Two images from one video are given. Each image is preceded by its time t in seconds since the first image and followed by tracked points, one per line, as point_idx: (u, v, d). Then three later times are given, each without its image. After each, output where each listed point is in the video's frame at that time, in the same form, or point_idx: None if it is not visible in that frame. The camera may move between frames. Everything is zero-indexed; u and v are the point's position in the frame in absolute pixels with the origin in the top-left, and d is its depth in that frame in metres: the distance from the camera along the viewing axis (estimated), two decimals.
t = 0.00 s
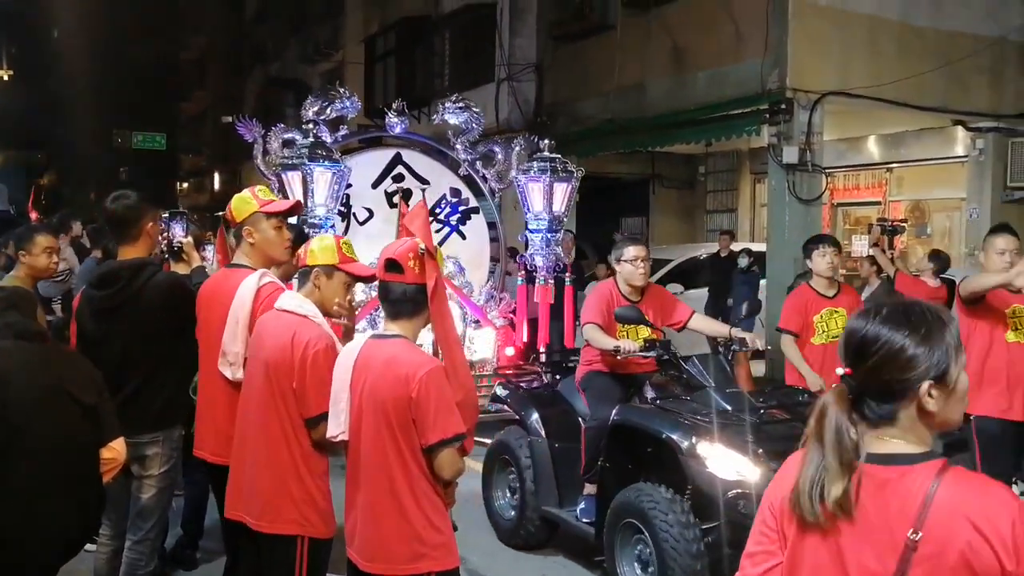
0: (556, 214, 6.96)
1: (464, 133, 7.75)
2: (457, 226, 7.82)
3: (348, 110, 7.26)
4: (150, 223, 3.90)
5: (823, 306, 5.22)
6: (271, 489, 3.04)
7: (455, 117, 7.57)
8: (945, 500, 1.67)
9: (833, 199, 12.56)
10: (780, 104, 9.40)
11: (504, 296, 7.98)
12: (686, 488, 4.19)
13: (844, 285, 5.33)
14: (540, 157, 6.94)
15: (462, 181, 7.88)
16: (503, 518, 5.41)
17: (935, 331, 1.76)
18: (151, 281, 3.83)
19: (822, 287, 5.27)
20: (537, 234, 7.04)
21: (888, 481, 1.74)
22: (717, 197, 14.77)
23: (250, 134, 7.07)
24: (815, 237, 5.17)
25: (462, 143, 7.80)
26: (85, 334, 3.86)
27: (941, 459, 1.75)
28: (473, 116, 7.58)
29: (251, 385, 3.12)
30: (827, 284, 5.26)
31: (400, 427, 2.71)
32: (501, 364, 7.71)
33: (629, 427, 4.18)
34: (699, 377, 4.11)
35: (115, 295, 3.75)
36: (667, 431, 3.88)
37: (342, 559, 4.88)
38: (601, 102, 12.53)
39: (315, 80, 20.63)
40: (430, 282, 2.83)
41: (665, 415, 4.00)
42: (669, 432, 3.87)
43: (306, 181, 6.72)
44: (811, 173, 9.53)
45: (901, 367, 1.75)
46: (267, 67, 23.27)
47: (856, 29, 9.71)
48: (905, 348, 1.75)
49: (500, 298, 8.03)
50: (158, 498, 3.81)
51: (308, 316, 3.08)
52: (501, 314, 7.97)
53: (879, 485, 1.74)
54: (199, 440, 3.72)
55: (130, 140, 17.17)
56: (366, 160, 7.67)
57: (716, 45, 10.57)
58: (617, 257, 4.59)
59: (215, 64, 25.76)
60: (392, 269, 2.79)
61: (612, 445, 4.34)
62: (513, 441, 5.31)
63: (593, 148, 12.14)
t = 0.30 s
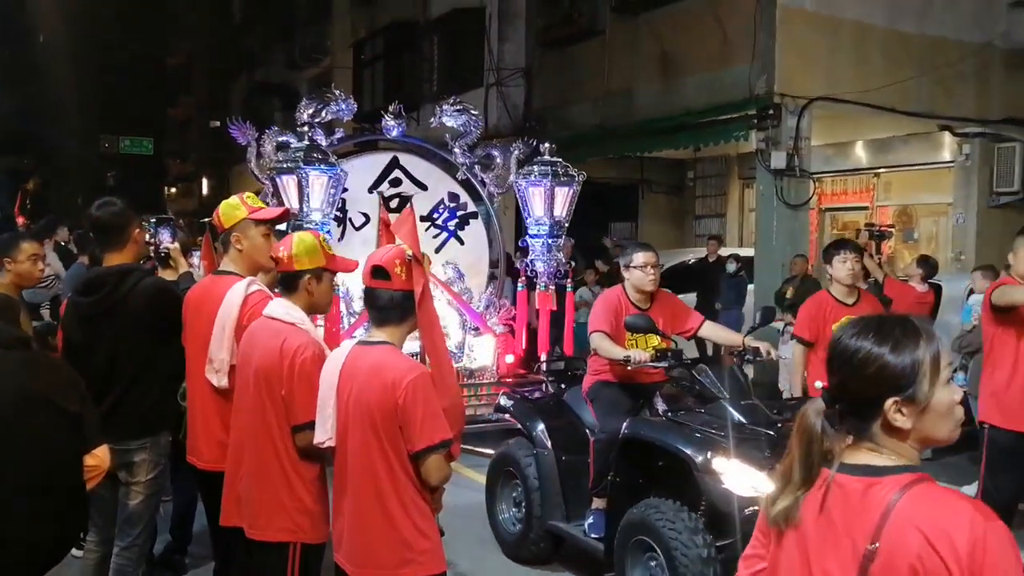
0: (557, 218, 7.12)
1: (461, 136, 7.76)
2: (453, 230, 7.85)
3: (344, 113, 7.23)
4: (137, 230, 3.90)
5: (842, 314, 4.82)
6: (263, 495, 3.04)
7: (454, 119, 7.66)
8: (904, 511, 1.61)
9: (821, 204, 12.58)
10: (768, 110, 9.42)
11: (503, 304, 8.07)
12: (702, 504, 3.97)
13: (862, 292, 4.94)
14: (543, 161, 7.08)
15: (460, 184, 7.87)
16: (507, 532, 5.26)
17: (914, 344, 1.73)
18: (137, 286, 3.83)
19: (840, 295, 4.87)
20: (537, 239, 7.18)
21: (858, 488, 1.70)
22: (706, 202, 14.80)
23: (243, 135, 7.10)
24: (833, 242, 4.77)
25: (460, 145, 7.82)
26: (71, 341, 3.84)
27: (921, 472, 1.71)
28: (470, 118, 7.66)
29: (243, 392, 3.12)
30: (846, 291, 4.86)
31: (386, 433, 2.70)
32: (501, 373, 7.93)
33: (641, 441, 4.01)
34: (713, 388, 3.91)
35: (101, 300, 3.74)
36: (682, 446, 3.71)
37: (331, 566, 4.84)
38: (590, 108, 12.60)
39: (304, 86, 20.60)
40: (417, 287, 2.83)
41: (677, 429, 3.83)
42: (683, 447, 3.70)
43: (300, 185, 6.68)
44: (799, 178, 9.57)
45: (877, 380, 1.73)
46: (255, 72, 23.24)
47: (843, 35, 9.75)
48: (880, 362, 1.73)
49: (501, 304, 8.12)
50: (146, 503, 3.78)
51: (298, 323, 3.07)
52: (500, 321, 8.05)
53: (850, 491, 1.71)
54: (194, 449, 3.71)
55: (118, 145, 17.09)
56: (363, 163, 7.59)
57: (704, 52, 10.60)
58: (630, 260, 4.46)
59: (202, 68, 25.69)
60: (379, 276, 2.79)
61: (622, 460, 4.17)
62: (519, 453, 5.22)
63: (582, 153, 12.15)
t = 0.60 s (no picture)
0: (560, 221, 7.07)
1: (460, 137, 7.65)
2: (452, 233, 7.77)
3: (340, 112, 7.07)
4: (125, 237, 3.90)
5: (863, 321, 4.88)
6: (254, 502, 3.03)
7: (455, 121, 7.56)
8: (845, 512, 1.65)
9: (809, 207, 12.66)
10: (756, 113, 9.44)
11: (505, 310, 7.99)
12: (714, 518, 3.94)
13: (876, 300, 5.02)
14: (545, 164, 7.05)
15: (458, 186, 7.80)
16: (515, 545, 5.17)
17: (874, 343, 1.78)
18: (122, 291, 3.83)
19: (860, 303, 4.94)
20: (538, 243, 7.11)
21: (808, 488, 1.74)
22: (695, 206, 14.85)
23: (236, 138, 7.01)
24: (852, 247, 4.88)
25: (457, 147, 7.71)
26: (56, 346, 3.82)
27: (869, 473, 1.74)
28: (469, 119, 7.58)
29: (229, 398, 3.12)
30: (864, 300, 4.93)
31: (371, 438, 2.69)
32: (502, 379, 7.85)
33: (652, 453, 3.97)
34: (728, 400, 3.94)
35: (85, 305, 3.74)
36: (697, 460, 3.68)
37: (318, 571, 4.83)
38: (579, 111, 12.65)
39: (294, 89, 20.60)
40: (400, 292, 2.82)
41: (690, 441, 3.82)
42: (698, 460, 3.67)
43: (296, 191, 6.60)
44: (786, 182, 9.61)
45: (842, 380, 1.75)
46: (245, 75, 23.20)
47: (829, 39, 9.80)
48: (844, 361, 1.76)
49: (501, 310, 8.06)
50: (130, 511, 3.77)
51: (285, 330, 3.07)
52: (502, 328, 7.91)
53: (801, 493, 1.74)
54: (176, 453, 3.71)
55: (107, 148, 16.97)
56: (359, 166, 7.39)
57: (692, 54, 10.64)
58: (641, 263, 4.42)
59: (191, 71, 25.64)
60: (362, 281, 2.78)
61: (634, 471, 4.08)
62: (525, 464, 5.13)
63: (571, 156, 12.17)
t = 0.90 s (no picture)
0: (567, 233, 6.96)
1: (467, 146, 7.34)
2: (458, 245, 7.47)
3: (346, 120, 6.87)
4: (118, 246, 3.93)
5: (899, 341, 4.70)
6: (240, 513, 3.03)
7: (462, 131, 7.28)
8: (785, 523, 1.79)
9: (803, 222, 12.61)
10: (751, 128, 9.47)
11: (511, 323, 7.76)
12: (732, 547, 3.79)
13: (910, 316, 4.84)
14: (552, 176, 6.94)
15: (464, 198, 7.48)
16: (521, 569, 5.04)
17: (808, 358, 1.91)
18: (114, 299, 3.84)
19: (894, 321, 4.75)
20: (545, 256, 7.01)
21: (742, 504, 1.82)
22: (691, 219, 14.89)
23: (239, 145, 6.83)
24: (886, 265, 4.66)
25: (464, 157, 7.40)
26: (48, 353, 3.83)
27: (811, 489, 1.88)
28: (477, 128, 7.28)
29: (213, 408, 3.12)
30: (899, 317, 4.75)
31: (356, 453, 2.71)
32: (507, 395, 7.55)
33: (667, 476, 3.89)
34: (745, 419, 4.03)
35: (73, 315, 3.74)
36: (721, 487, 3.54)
37: None
38: (577, 123, 12.71)
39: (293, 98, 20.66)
40: (387, 305, 2.85)
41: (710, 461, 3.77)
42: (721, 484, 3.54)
43: (299, 201, 6.10)
44: (781, 197, 9.64)
45: (784, 393, 1.86)
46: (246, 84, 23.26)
47: (825, 55, 9.85)
48: (787, 374, 1.87)
49: (506, 323, 7.80)
50: (118, 518, 3.77)
51: (270, 343, 3.08)
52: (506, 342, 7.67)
53: (733, 511, 1.82)
54: (163, 461, 3.73)
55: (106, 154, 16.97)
56: (365, 175, 7.06)
57: (688, 69, 10.69)
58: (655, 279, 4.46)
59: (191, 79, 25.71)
60: (350, 293, 2.80)
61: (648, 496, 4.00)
62: (532, 484, 4.97)
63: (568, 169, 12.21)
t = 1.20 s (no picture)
0: (560, 236, 6.94)
1: (459, 149, 7.29)
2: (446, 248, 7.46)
3: (334, 120, 6.75)
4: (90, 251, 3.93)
5: (928, 349, 4.67)
6: (213, 521, 3.02)
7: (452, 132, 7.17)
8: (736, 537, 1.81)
9: (783, 224, 12.70)
10: (730, 130, 9.50)
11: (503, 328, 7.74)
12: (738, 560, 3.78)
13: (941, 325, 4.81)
14: (545, 178, 6.93)
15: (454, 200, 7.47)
16: None
17: (747, 367, 1.94)
18: (88, 306, 3.82)
19: (924, 329, 4.73)
20: (539, 259, 6.98)
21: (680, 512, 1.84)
22: (671, 221, 14.93)
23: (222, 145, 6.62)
24: (914, 272, 4.66)
25: (456, 158, 7.34)
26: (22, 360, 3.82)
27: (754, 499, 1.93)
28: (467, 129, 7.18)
29: (186, 417, 3.11)
30: (928, 326, 4.73)
31: (329, 460, 2.71)
32: (499, 402, 7.55)
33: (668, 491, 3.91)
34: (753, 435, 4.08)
35: (47, 322, 3.72)
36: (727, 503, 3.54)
37: None
38: (558, 125, 12.72)
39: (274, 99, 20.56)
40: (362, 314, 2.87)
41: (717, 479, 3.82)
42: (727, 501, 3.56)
43: (287, 203, 6.08)
44: (760, 199, 9.70)
45: (725, 400, 1.89)
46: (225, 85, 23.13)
47: (804, 58, 9.90)
48: (728, 383, 1.89)
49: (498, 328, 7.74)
50: (95, 526, 3.76)
51: (243, 352, 3.06)
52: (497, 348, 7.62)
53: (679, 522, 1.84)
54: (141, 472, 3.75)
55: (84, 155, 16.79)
56: (354, 177, 7.05)
57: (669, 71, 10.72)
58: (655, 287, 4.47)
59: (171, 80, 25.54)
60: (328, 301, 2.80)
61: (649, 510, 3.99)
62: (528, 496, 4.85)
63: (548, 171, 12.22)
